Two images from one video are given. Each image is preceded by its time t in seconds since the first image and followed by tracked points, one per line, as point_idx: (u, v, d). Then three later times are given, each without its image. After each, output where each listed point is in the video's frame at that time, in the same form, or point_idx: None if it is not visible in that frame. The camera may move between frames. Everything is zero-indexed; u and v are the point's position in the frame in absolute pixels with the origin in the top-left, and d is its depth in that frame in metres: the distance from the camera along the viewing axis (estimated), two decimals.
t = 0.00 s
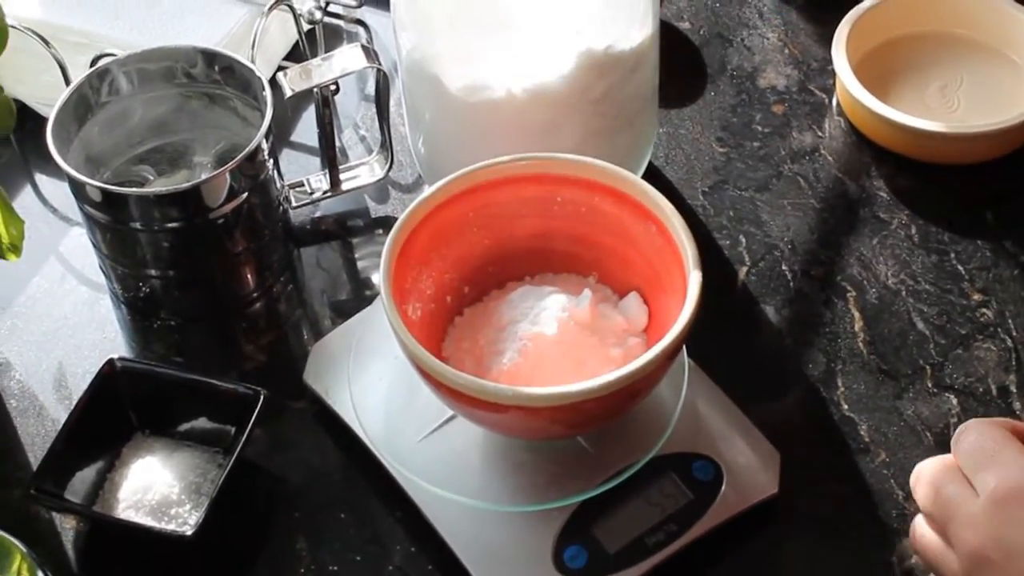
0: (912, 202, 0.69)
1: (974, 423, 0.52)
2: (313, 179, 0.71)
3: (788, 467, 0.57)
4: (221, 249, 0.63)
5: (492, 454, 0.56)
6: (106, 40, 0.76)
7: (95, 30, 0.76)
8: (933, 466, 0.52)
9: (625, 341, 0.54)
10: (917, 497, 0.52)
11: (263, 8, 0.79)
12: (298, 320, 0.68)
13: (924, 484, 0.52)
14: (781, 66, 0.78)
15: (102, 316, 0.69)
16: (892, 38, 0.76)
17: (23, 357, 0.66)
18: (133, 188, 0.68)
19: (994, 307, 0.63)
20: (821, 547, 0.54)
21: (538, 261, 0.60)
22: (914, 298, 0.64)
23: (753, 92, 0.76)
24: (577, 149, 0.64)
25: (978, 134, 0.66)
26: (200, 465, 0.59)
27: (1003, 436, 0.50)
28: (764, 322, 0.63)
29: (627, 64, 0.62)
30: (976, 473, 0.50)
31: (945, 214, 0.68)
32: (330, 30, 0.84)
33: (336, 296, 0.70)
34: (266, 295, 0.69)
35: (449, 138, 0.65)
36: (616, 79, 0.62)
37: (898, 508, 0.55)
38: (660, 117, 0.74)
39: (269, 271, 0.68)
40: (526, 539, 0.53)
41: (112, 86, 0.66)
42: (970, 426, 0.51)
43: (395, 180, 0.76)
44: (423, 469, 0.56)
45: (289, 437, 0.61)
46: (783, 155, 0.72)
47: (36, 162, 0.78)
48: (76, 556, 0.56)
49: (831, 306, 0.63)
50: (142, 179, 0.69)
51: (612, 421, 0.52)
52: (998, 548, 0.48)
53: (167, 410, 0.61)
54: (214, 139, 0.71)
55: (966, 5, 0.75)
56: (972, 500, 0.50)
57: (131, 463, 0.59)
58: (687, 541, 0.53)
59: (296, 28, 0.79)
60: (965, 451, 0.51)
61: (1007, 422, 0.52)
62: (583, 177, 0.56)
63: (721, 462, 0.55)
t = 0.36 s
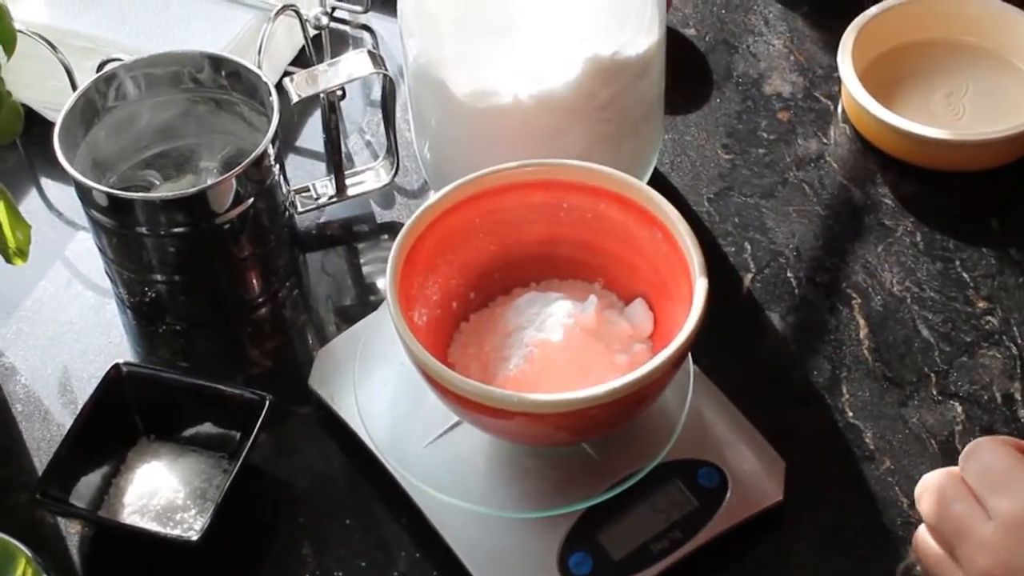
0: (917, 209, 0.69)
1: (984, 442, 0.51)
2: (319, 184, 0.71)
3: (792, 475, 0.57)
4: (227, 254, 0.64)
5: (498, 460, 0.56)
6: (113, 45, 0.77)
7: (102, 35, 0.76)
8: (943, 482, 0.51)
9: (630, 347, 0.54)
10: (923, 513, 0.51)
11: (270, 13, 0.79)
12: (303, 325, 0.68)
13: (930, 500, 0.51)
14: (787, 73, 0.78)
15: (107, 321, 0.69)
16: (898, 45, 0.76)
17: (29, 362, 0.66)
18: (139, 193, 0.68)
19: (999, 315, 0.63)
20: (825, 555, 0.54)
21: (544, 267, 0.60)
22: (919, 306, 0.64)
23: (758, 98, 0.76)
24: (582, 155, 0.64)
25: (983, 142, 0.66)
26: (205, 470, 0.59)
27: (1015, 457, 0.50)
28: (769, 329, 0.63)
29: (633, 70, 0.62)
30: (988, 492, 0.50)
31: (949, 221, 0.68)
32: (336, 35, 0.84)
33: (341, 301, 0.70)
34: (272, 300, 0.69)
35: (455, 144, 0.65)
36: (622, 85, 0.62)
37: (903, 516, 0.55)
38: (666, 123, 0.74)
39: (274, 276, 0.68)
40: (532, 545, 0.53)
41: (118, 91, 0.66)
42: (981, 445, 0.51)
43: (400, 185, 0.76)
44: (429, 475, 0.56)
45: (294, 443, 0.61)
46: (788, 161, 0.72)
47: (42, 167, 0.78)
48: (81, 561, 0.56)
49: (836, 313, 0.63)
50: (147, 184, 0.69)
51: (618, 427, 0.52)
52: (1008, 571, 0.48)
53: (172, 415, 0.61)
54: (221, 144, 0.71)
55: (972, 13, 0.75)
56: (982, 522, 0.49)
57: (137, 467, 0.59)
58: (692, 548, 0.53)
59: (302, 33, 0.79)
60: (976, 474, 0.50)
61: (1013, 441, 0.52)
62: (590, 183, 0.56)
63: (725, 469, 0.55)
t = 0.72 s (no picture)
0: (922, 214, 0.69)
1: (986, 448, 0.51)
2: (325, 189, 0.72)
3: (797, 479, 0.57)
4: (233, 257, 0.64)
5: (503, 464, 0.56)
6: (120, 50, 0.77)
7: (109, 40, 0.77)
8: (957, 501, 0.51)
9: (636, 351, 0.54)
10: (945, 536, 0.51)
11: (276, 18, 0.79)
12: (308, 330, 0.69)
13: (949, 522, 0.51)
14: (792, 78, 0.78)
15: (113, 324, 0.69)
16: (903, 51, 0.76)
17: (35, 365, 0.67)
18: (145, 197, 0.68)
19: (1004, 320, 0.63)
20: (830, 559, 0.54)
21: (549, 272, 0.60)
22: (924, 310, 0.64)
23: (764, 104, 0.76)
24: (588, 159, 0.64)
25: (988, 147, 0.66)
26: (211, 473, 0.60)
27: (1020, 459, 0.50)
28: (774, 334, 0.63)
29: (639, 74, 0.62)
30: (1004, 501, 0.49)
31: (954, 226, 0.68)
32: (342, 41, 0.84)
33: (346, 305, 0.70)
34: (278, 304, 0.69)
35: (461, 149, 0.65)
36: (627, 91, 0.62)
37: (908, 520, 0.55)
38: (671, 128, 0.74)
39: (280, 280, 0.68)
40: (536, 548, 0.53)
41: (125, 96, 0.66)
42: (983, 453, 0.51)
43: (406, 190, 0.76)
44: (434, 479, 0.56)
45: (299, 446, 0.61)
46: (794, 167, 0.72)
47: (49, 171, 0.79)
48: (86, 563, 0.56)
49: (840, 318, 0.63)
50: (154, 188, 0.69)
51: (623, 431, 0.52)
52: None
53: (178, 419, 0.61)
54: (227, 148, 0.71)
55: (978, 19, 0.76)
56: (1008, 532, 0.48)
57: (142, 471, 0.59)
58: (696, 552, 0.53)
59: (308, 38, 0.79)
60: (986, 486, 0.50)
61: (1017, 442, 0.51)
62: (595, 188, 0.56)
63: (730, 473, 0.55)
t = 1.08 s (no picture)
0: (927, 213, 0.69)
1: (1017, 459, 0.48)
2: (330, 189, 0.71)
3: (802, 478, 0.57)
4: (238, 257, 0.64)
5: (509, 463, 0.56)
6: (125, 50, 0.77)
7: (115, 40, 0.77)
8: (985, 513, 0.49)
9: (641, 350, 0.54)
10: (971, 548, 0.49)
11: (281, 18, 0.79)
12: (314, 330, 0.69)
13: (976, 534, 0.49)
14: (796, 78, 0.78)
15: (119, 324, 0.69)
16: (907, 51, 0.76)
17: (42, 365, 0.67)
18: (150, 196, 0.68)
19: (1009, 319, 0.63)
20: (836, 558, 0.54)
21: (554, 272, 0.60)
22: (929, 309, 0.64)
23: (768, 103, 0.76)
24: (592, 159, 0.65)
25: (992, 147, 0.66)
26: (217, 472, 0.60)
27: None
28: (779, 333, 0.63)
29: (643, 74, 0.62)
30: None
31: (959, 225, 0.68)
32: (347, 41, 0.84)
33: (351, 305, 0.70)
34: (283, 303, 0.69)
35: (466, 148, 0.65)
36: (632, 90, 0.62)
37: (913, 519, 0.55)
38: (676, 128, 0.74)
39: (286, 280, 0.68)
40: (543, 547, 0.53)
41: (131, 96, 0.67)
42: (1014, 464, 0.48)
43: (411, 189, 0.76)
44: (441, 477, 0.56)
45: (305, 445, 0.61)
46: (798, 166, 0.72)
47: (54, 171, 0.79)
48: (94, 562, 0.56)
49: (845, 317, 0.63)
50: (159, 188, 0.69)
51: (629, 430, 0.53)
52: None
53: (185, 418, 0.62)
54: (232, 148, 0.72)
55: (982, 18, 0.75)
56: None
57: (149, 470, 0.60)
58: (702, 551, 0.53)
59: (313, 38, 0.80)
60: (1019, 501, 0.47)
61: None
62: (600, 188, 0.56)
63: (736, 472, 0.56)
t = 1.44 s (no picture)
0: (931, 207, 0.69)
1: None
2: (334, 181, 0.72)
3: (807, 471, 0.57)
4: (243, 250, 0.64)
5: (514, 456, 0.57)
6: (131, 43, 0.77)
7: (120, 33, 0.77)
8: None
9: (646, 343, 0.55)
10: None
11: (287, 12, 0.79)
12: (319, 323, 0.69)
13: None
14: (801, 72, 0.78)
15: (125, 317, 0.69)
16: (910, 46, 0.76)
17: (47, 357, 0.67)
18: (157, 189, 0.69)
19: (1013, 312, 0.63)
20: (840, 551, 0.54)
21: (559, 262, 0.61)
22: (933, 303, 0.64)
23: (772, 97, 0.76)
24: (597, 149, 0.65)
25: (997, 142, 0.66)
26: (223, 464, 0.60)
27: None
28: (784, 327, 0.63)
29: (648, 68, 0.63)
30: None
31: (964, 219, 0.68)
32: (352, 35, 0.84)
33: (356, 298, 0.70)
34: (288, 296, 0.69)
35: (472, 142, 0.65)
36: (636, 84, 0.63)
37: (917, 512, 0.55)
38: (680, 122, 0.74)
39: (291, 273, 0.68)
40: (549, 538, 0.54)
41: (137, 89, 0.67)
42: None
43: (415, 182, 0.76)
44: (445, 469, 0.56)
45: (311, 437, 0.61)
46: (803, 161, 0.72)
47: (59, 164, 0.79)
48: (99, 554, 0.57)
49: (849, 311, 0.64)
50: (166, 181, 0.69)
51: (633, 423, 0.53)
52: None
53: (191, 410, 0.62)
54: (238, 142, 0.72)
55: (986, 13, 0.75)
56: None
57: (154, 462, 0.60)
58: (706, 543, 0.54)
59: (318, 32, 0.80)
60: None
61: None
62: (605, 182, 0.56)
63: (741, 464, 0.56)
